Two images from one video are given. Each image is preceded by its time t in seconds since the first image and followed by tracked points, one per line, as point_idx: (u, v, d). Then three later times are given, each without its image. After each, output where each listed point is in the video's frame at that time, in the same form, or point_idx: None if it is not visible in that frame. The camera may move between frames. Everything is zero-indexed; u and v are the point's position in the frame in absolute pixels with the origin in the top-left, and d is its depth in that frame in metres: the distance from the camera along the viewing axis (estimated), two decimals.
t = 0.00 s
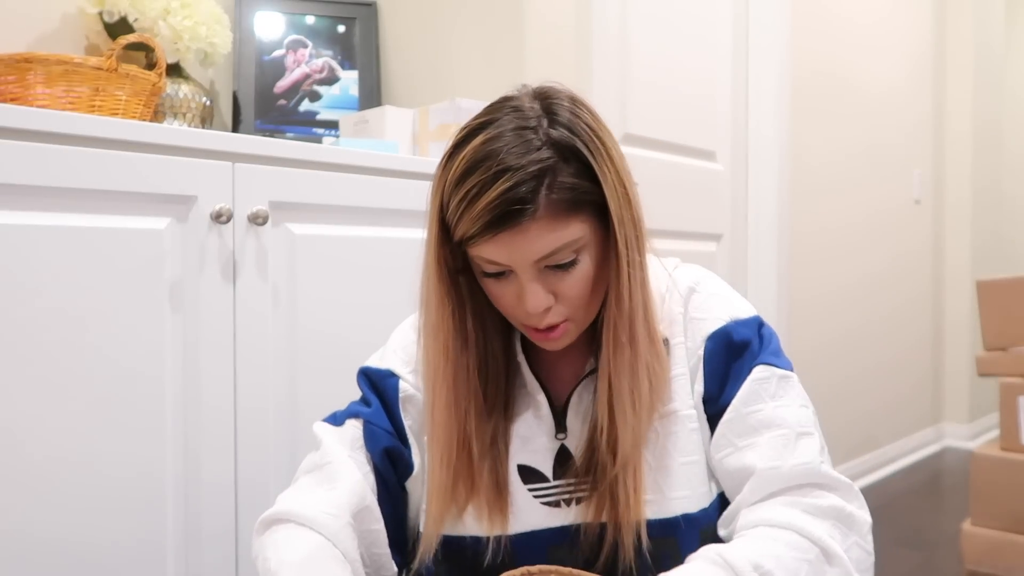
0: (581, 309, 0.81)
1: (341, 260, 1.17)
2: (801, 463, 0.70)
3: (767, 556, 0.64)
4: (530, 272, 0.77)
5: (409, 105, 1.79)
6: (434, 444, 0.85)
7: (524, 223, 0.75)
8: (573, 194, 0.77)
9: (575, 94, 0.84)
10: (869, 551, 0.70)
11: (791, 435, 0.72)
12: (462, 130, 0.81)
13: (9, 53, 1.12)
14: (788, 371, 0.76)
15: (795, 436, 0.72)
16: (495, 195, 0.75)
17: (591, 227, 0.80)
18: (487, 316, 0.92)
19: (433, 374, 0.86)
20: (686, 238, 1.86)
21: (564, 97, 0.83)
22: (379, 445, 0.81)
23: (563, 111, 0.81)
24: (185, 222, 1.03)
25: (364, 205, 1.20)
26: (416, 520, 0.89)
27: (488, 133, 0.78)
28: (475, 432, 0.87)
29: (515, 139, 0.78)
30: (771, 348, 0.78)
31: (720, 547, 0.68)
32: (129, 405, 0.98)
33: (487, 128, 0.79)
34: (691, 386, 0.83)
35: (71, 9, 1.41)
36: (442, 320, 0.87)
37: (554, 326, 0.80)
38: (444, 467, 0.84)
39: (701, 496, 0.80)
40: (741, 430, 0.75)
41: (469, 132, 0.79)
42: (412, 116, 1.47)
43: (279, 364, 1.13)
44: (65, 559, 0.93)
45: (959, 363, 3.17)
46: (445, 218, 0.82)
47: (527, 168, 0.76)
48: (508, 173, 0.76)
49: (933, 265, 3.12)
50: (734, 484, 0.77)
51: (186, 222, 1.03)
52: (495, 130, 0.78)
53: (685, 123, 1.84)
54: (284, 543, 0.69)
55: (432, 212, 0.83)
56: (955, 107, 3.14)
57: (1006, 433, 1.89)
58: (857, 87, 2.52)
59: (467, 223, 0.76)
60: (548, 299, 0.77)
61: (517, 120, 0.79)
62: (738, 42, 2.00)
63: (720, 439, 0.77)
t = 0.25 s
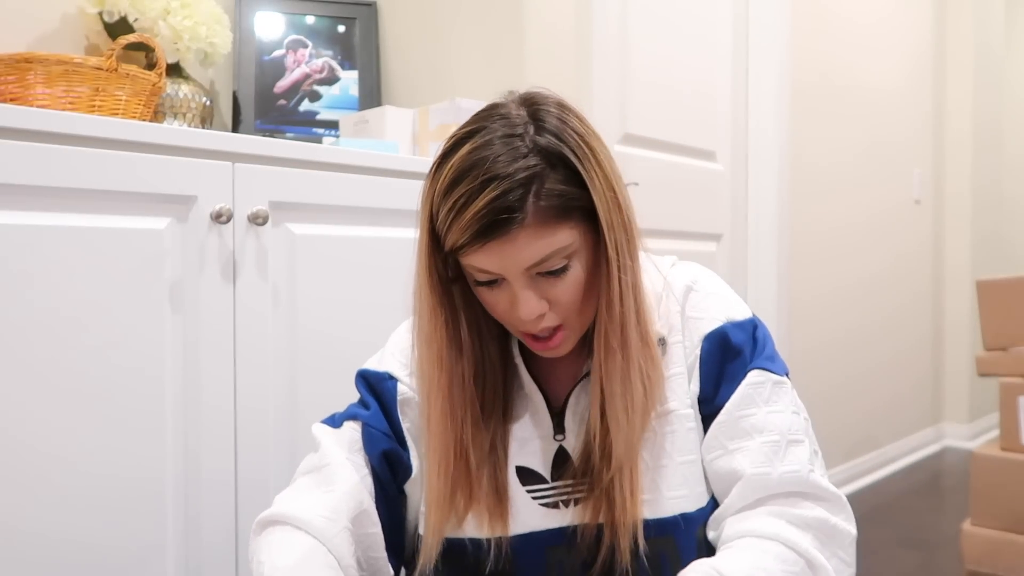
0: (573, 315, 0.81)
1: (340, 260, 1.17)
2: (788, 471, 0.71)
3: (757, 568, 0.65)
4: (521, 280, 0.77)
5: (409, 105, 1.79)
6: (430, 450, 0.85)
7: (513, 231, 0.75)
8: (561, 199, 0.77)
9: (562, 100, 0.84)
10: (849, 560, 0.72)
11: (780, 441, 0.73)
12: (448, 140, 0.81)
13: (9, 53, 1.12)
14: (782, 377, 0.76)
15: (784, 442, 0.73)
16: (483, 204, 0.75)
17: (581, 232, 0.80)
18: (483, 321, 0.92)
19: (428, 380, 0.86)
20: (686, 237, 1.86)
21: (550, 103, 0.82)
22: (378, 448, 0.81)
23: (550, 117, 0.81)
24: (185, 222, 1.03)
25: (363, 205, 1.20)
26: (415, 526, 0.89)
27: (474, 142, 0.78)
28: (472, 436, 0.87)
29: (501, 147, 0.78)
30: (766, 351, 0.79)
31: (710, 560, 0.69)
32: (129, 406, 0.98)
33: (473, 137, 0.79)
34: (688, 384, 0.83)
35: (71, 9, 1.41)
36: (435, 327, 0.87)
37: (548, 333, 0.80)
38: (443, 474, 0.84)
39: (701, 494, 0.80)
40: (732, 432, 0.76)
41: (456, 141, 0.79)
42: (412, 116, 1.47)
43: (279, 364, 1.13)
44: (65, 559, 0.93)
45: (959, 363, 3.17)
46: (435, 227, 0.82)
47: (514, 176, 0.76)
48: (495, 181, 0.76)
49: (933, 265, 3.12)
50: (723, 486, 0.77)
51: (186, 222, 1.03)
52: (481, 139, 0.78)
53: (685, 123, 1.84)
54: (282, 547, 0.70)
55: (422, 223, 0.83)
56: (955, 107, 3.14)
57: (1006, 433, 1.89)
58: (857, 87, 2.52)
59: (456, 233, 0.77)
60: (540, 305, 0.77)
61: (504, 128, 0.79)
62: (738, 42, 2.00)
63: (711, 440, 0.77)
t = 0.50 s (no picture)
0: (567, 318, 0.81)
1: (340, 260, 1.17)
2: (787, 471, 0.71)
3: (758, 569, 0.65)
4: (515, 284, 0.77)
5: (409, 105, 1.79)
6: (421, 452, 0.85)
7: (506, 235, 0.75)
8: (554, 203, 0.77)
9: (554, 103, 0.83)
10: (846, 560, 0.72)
11: (779, 441, 0.73)
12: (441, 145, 0.81)
13: (9, 53, 1.12)
14: (779, 376, 0.76)
15: (783, 441, 0.73)
16: (476, 208, 0.75)
17: (575, 235, 0.80)
18: (480, 324, 0.92)
19: (420, 383, 0.87)
20: (686, 237, 1.86)
21: (543, 107, 0.82)
22: (373, 449, 0.81)
23: (543, 120, 0.81)
24: (185, 222, 1.03)
25: (363, 205, 1.20)
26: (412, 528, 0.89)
27: (466, 148, 0.78)
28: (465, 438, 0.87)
29: (493, 152, 0.78)
30: (763, 350, 0.79)
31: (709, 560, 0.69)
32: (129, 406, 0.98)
33: (465, 142, 0.79)
34: (686, 383, 0.82)
35: (71, 9, 1.41)
36: (428, 331, 0.88)
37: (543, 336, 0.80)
38: (433, 478, 0.84)
39: (696, 494, 0.80)
40: (729, 431, 0.76)
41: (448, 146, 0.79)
42: (412, 115, 1.47)
43: (279, 364, 1.13)
44: (65, 559, 0.93)
45: (959, 363, 3.18)
46: (428, 232, 0.82)
47: (507, 180, 0.76)
48: (487, 186, 0.75)
49: (933, 265, 3.12)
50: (722, 487, 0.76)
51: (186, 222, 1.03)
52: (474, 144, 0.78)
53: (685, 123, 1.84)
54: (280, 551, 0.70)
55: (416, 228, 0.83)
56: (955, 107, 3.14)
57: (1006, 433, 1.89)
58: (857, 87, 2.52)
59: (449, 238, 0.77)
60: (534, 310, 0.77)
61: (496, 132, 0.79)
62: (738, 42, 2.00)
63: (709, 440, 0.77)
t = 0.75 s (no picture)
0: (565, 315, 0.81)
1: (340, 260, 1.17)
2: (788, 471, 0.71)
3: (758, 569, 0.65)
4: (512, 280, 0.77)
5: (409, 105, 1.79)
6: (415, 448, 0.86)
7: (502, 230, 0.75)
8: (551, 199, 0.77)
9: (551, 101, 0.84)
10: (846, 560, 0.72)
11: (780, 441, 0.73)
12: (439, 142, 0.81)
13: (9, 53, 1.12)
14: (779, 377, 0.76)
15: (784, 442, 0.73)
16: (473, 203, 0.75)
17: (572, 231, 0.80)
18: (478, 323, 0.92)
19: (416, 380, 0.87)
20: (686, 237, 1.86)
21: (540, 104, 0.83)
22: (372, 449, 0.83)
23: (540, 118, 0.81)
24: (185, 222, 1.03)
25: (363, 205, 1.20)
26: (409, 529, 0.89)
27: (462, 144, 0.79)
28: (461, 436, 0.88)
29: (489, 148, 0.78)
30: (763, 351, 0.78)
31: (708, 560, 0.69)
32: (129, 406, 0.98)
33: (463, 139, 0.79)
34: (686, 385, 0.82)
35: (71, 9, 1.41)
36: (424, 329, 0.88)
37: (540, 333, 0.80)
38: (429, 473, 0.85)
39: (696, 495, 0.80)
40: (730, 432, 0.76)
41: (446, 143, 0.79)
42: (412, 116, 1.47)
43: (279, 364, 1.13)
44: (65, 559, 0.93)
45: (959, 363, 3.18)
46: (426, 229, 0.83)
47: (504, 175, 0.76)
48: (483, 181, 0.76)
49: (933, 264, 3.12)
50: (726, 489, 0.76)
51: (186, 223, 1.03)
52: (471, 140, 0.78)
53: (685, 123, 1.84)
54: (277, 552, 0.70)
55: (413, 225, 0.83)
56: (955, 107, 3.14)
57: (1006, 433, 1.89)
58: (857, 87, 2.52)
59: (446, 234, 0.77)
60: (531, 306, 0.77)
61: (493, 129, 0.79)
62: (738, 42, 2.00)
63: (710, 441, 0.78)
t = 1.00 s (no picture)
0: (566, 305, 0.81)
1: (340, 261, 1.17)
2: (786, 471, 0.71)
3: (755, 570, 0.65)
4: (512, 268, 0.77)
5: (409, 105, 1.79)
6: (417, 440, 0.86)
7: (501, 218, 0.75)
8: (551, 187, 0.77)
9: (554, 92, 0.84)
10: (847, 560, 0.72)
11: (779, 441, 0.73)
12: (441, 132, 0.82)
13: (9, 53, 1.12)
14: (780, 377, 0.76)
15: (783, 441, 0.73)
16: (472, 191, 0.75)
17: (572, 222, 0.80)
18: (480, 317, 0.92)
19: (416, 375, 0.88)
20: (686, 237, 1.86)
21: (542, 95, 0.83)
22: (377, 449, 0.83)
23: (541, 108, 0.81)
24: (185, 222, 1.03)
25: (363, 205, 1.20)
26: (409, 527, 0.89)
27: (463, 134, 0.79)
28: (462, 430, 0.88)
29: (490, 138, 0.78)
30: (764, 351, 0.78)
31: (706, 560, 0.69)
32: (129, 405, 0.98)
33: (464, 129, 0.80)
34: (688, 385, 0.82)
35: (71, 9, 1.41)
36: (425, 322, 0.88)
37: (542, 323, 0.80)
38: (431, 462, 0.85)
39: (697, 494, 0.80)
40: (731, 432, 0.75)
41: (447, 132, 0.79)
42: (412, 115, 1.47)
43: (279, 363, 1.13)
44: (65, 559, 0.93)
45: (959, 363, 3.18)
46: (428, 219, 0.83)
47: (503, 163, 0.76)
48: (483, 170, 0.76)
49: (934, 264, 3.12)
50: (723, 487, 0.77)
51: (186, 223, 1.03)
52: (472, 130, 0.79)
53: (685, 123, 1.84)
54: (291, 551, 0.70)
55: (416, 216, 0.84)
56: (955, 107, 3.14)
57: (1006, 433, 1.89)
58: (857, 87, 2.52)
59: (447, 222, 0.77)
60: (532, 295, 0.77)
61: (494, 119, 0.79)
62: (738, 41, 2.00)
63: (710, 441, 0.77)
